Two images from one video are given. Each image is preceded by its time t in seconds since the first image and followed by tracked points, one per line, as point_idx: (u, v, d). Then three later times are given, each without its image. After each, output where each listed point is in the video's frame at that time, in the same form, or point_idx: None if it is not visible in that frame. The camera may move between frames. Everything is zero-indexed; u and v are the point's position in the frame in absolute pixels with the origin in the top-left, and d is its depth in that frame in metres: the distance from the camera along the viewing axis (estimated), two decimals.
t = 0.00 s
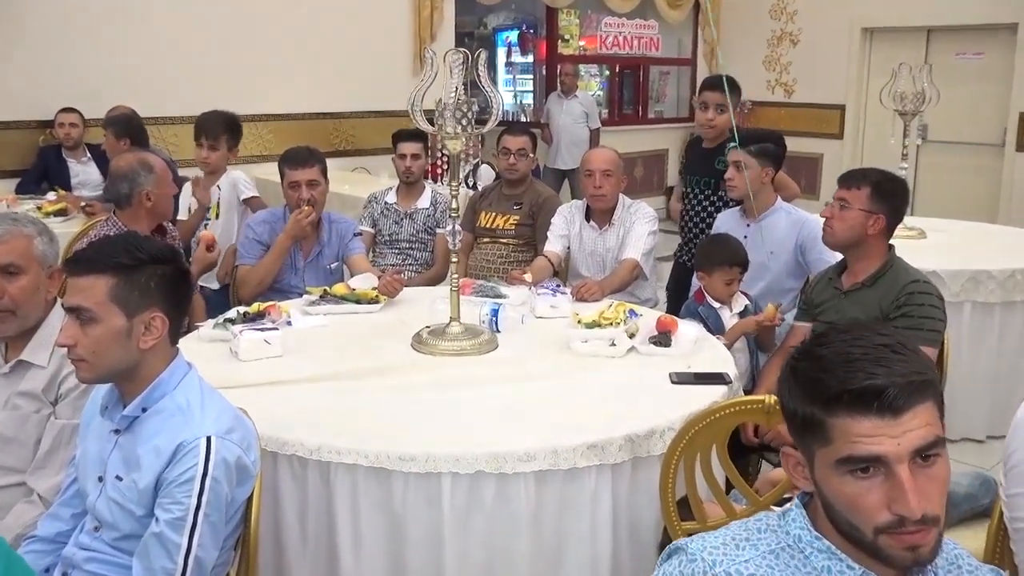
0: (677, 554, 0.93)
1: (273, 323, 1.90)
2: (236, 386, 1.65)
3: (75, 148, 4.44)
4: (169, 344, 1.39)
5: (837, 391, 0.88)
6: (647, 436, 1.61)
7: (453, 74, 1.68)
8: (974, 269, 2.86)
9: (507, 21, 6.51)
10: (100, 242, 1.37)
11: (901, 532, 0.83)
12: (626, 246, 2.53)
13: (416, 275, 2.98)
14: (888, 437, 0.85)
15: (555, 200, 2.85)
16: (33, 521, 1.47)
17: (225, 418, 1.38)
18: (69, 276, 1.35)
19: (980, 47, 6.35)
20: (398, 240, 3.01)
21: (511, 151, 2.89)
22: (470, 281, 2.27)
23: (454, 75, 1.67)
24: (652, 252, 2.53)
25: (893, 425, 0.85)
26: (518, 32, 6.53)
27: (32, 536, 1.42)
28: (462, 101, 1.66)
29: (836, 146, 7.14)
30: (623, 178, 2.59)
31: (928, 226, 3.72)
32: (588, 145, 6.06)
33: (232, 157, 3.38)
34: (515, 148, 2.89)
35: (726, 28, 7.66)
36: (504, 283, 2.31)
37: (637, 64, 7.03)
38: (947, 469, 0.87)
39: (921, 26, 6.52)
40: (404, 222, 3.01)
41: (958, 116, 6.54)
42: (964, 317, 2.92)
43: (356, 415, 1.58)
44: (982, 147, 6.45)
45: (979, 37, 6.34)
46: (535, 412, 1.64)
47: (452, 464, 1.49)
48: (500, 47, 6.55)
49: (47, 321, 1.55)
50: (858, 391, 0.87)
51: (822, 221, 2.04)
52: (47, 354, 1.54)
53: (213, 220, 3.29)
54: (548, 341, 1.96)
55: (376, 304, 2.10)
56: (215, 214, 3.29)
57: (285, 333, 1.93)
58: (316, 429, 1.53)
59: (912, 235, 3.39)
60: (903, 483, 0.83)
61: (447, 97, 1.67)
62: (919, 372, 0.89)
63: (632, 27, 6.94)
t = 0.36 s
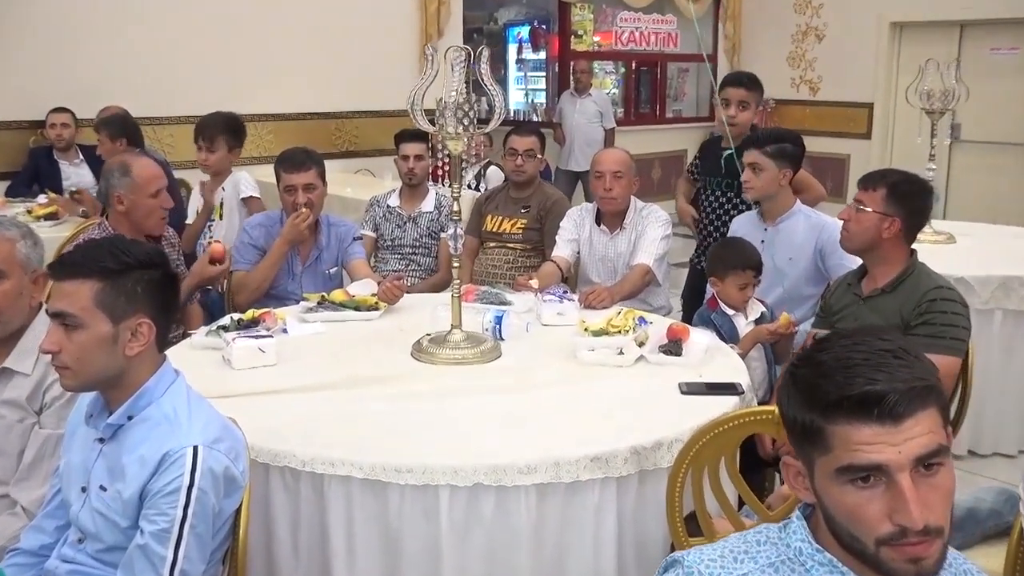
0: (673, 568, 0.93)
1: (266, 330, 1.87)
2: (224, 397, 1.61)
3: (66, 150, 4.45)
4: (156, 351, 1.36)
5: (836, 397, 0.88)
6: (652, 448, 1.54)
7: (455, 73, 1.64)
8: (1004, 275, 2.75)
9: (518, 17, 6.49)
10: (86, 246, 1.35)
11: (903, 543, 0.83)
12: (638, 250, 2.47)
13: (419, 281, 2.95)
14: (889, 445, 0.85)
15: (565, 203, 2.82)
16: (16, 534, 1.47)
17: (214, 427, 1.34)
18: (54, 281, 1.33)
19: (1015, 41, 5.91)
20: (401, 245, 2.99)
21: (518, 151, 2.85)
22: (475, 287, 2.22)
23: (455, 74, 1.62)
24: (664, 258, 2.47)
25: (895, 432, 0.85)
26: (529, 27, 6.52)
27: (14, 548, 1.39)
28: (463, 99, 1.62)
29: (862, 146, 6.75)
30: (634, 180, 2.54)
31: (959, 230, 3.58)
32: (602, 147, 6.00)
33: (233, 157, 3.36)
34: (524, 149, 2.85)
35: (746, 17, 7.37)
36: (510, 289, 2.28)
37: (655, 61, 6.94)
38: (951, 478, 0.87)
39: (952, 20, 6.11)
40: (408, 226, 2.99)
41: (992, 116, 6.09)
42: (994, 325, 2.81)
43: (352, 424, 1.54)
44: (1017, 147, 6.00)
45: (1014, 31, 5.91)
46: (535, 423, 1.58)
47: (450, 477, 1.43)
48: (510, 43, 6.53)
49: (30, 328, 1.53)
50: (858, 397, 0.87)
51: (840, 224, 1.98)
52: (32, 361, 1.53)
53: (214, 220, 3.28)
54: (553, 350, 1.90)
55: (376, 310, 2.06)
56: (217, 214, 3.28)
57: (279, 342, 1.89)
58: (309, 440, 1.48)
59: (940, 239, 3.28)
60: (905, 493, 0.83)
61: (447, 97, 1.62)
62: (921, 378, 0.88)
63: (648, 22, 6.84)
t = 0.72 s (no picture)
0: None
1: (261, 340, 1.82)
2: (212, 410, 1.55)
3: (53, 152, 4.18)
4: (139, 362, 1.32)
5: (846, 407, 0.86)
6: (661, 462, 1.45)
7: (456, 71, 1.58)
8: None
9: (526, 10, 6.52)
10: (67, 253, 1.31)
11: (914, 559, 0.81)
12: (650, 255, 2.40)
13: (421, 287, 2.91)
14: (900, 458, 0.83)
15: (574, 207, 2.75)
16: None
17: (199, 441, 1.29)
18: (32, 289, 1.29)
19: None
20: (402, 251, 2.93)
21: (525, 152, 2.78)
22: (478, 295, 2.14)
23: (455, 73, 1.56)
24: (678, 263, 2.40)
25: (906, 444, 0.84)
26: (539, 20, 6.50)
27: None
28: (464, 97, 1.56)
29: (892, 143, 6.58)
30: (645, 182, 2.47)
31: (990, 233, 3.45)
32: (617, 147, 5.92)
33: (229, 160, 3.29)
34: (530, 149, 2.78)
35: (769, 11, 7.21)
36: (515, 295, 2.19)
37: (673, 56, 6.81)
38: (964, 491, 0.85)
39: (986, 12, 5.93)
40: (409, 231, 2.93)
41: None
42: None
43: (347, 438, 1.47)
44: None
45: None
46: (537, 436, 1.50)
47: (449, 494, 1.36)
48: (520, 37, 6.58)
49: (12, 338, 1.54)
50: (868, 407, 0.85)
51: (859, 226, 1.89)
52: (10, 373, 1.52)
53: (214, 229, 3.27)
54: (560, 361, 1.83)
55: (375, 320, 2.01)
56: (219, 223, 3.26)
57: (272, 352, 1.84)
58: (300, 455, 1.42)
59: (971, 242, 3.16)
60: (916, 508, 0.82)
61: (447, 96, 1.56)
62: (933, 388, 0.86)
63: (664, 16, 6.75)
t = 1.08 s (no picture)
0: None
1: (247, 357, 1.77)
2: (196, 430, 1.50)
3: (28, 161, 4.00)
4: (118, 380, 1.26)
5: (854, 420, 0.86)
6: (667, 480, 1.39)
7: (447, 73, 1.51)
8: None
9: (524, 9, 6.46)
10: (42, 265, 1.25)
11: None
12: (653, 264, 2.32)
13: (416, 299, 2.86)
14: (910, 472, 0.83)
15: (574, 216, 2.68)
16: None
17: (180, 462, 1.22)
18: (7, 303, 1.23)
19: None
20: (394, 261, 2.88)
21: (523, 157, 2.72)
22: (473, 307, 2.08)
23: (447, 74, 1.50)
24: (681, 271, 2.32)
25: (916, 458, 0.84)
26: (537, 19, 6.44)
27: None
28: (456, 100, 1.49)
29: (910, 144, 6.47)
30: (645, 187, 2.40)
31: (1008, 236, 3.36)
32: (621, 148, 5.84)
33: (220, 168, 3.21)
34: (527, 154, 2.72)
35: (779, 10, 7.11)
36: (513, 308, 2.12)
37: (678, 55, 6.71)
38: (978, 505, 0.85)
39: (1007, 6, 5.80)
40: (401, 241, 2.87)
41: None
42: None
43: (338, 457, 1.41)
44: None
45: None
46: (535, 455, 1.43)
47: (444, 515, 1.30)
48: (518, 36, 6.52)
49: None
50: (876, 419, 0.85)
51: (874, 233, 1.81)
52: None
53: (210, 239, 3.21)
54: (561, 376, 1.76)
55: (364, 334, 1.94)
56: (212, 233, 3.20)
57: (257, 369, 1.78)
58: (288, 475, 1.36)
59: (992, 247, 3.07)
60: (927, 523, 0.82)
61: (438, 99, 1.50)
62: (944, 399, 0.86)
63: (668, 13, 6.66)
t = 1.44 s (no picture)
0: None
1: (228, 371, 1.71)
2: (176, 448, 1.45)
3: None
4: (92, 396, 1.20)
5: (860, 433, 0.87)
6: (669, 499, 1.32)
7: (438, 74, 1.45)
8: None
9: (518, 7, 6.41)
10: (14, 275, 1.19)
11: None
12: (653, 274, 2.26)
13: (404, 311, 2.80)
14: (918, 487, 0.84)
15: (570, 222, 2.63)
16: None
17: (157, 482, 1.17)
18: None
19: None
20: (382, 272, 2.83)
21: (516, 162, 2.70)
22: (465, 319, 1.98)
23: (437, 75, 1.43)
24: (683, 280, 2.25)
25: (924, 472, 0.84)
26: (533, 18, 6.36)
27: None
28: (447, 102, 1.43)
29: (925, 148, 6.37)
30: (645, 193, 2.35)
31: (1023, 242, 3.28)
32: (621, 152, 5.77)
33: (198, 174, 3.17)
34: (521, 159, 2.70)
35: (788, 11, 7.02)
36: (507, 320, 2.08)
37: (680, 54, 6.63)
38: (989, 522, 0.85)
39: None
40: (390, 250, 2.82)
41: None
42: None
43: (323, 476, 1.36)
44: None
45: None
46: (530, 473, 1.38)
47: (435, 538, 1.24)
48: (512, 35, 6.47)
49: None
50: (882, 432, 0.86)
51: (885, 243, 1.75)
52: None
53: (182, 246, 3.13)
54: (559, 392, 1.70)
55: (352, 348, 1.89)
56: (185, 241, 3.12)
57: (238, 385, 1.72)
58: (272, 495, 1.31)
59: (1010, 254, 2.99)
60: (936, 540, 0.82)
61: (428, 101, 1.43)
62: (952, 412, 0.86)
63: (671, 11, 6.57)
